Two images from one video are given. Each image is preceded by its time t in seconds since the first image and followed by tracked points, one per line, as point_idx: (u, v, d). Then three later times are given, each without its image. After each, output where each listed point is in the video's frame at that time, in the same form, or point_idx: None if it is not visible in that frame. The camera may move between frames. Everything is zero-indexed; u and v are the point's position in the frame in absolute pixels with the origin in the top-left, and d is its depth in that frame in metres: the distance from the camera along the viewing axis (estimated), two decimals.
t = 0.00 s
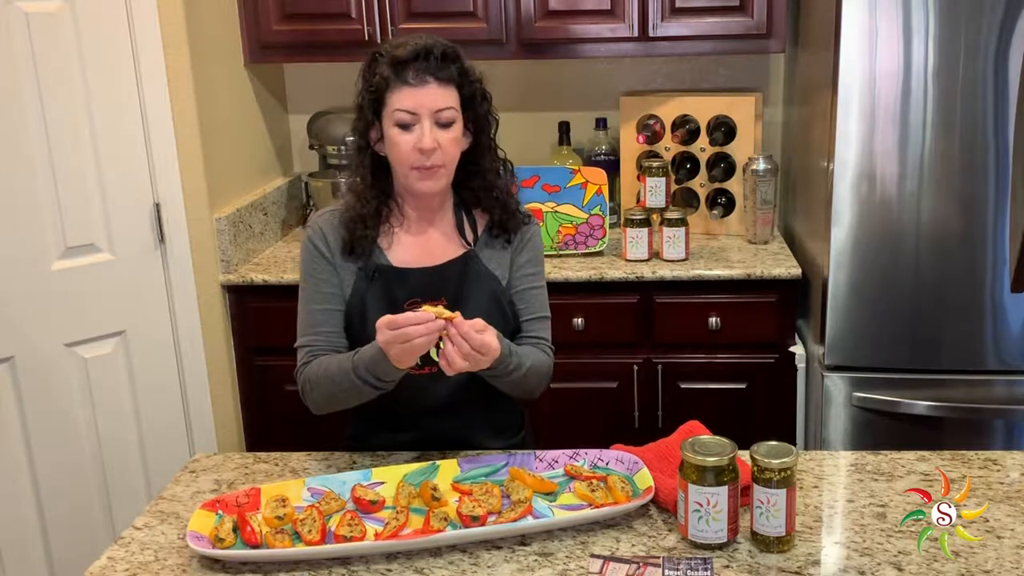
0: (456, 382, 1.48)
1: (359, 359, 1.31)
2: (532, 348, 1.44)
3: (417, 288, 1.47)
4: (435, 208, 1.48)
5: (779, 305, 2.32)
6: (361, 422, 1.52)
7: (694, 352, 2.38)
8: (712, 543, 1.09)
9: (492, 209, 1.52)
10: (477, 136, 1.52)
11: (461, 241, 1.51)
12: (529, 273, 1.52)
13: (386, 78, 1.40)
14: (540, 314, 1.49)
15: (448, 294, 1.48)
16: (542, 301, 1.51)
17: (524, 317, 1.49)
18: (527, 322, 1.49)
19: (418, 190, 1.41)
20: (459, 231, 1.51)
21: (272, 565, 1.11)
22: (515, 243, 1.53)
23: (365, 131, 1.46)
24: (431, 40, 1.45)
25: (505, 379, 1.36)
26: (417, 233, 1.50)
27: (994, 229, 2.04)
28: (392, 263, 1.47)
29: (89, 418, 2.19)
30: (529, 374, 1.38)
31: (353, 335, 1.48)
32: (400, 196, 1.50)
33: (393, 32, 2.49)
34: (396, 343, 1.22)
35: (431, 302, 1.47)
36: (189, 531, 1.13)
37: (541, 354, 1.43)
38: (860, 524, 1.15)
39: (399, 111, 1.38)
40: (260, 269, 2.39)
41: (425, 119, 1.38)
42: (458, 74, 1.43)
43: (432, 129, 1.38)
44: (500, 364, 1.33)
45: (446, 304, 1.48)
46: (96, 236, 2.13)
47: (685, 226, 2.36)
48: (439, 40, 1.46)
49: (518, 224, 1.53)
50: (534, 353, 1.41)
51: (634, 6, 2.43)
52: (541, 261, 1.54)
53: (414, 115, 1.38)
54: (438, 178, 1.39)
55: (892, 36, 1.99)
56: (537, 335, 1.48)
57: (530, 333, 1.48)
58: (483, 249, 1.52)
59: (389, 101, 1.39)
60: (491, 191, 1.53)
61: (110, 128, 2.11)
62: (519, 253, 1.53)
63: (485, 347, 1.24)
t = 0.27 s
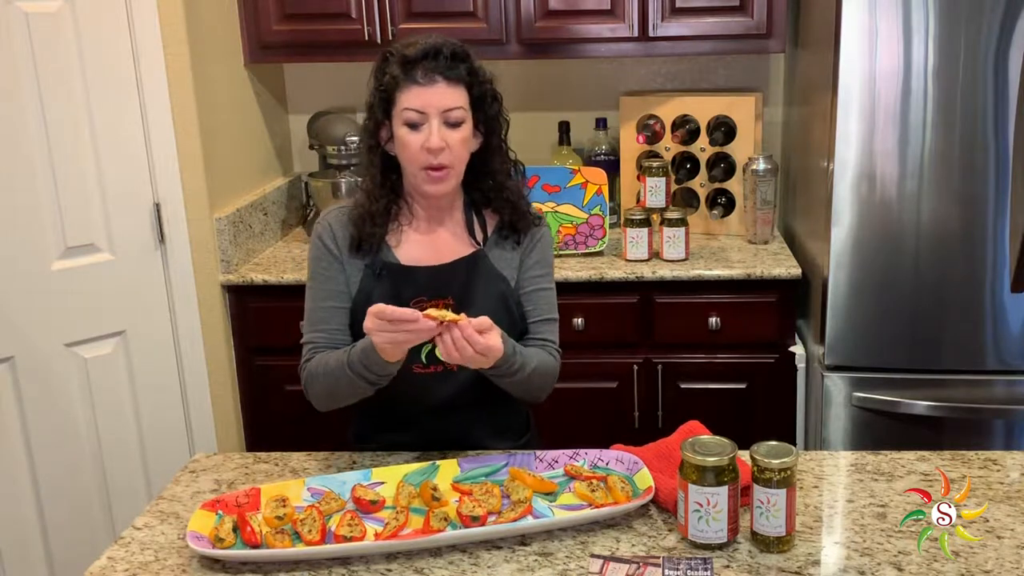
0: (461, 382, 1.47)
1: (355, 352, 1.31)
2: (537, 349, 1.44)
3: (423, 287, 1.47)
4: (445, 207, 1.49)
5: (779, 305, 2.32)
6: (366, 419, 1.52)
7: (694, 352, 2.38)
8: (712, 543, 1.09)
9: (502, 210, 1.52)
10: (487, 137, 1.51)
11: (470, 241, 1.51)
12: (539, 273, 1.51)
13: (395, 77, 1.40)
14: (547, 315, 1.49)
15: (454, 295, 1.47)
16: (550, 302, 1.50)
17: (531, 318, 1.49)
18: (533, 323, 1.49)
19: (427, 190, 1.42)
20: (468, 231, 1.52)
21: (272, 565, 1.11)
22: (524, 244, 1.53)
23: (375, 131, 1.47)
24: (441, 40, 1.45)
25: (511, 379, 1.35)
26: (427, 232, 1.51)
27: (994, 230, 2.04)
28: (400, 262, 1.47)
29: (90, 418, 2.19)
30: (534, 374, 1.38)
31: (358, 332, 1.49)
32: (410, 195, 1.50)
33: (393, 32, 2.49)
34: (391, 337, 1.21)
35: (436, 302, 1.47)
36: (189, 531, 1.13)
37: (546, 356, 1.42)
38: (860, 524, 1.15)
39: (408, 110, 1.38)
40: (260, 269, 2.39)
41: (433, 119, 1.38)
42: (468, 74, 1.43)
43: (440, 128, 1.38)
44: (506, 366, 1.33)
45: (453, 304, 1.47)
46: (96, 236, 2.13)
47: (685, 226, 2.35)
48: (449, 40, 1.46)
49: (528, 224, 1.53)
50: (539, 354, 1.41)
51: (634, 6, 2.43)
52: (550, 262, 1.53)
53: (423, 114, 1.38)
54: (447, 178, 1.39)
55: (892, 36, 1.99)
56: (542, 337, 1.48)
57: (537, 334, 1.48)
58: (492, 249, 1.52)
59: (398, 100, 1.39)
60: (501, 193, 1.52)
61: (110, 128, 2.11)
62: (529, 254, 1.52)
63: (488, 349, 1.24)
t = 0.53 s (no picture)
0: (467, 383, 1.47)
1: (354, 339, 1.30)
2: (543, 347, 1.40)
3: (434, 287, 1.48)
4: (458, 206, 1.50)
5: (779, 305, 2.32)
6: (370, 418, 1.51)
7: (694, 352, 2.38)
8: (712, 543, 1.09)
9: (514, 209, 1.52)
10: (498, 131, 1.51)
11: (479, 243, 1.51)
12: (548, 275, 1.49)
13: (401, 73, 1.41)
14: (554, 316, 1.46)
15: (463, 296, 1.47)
16: (556, 302, 1.47)
17: (536, 317, 1.46)
18: (538, 322, 1.45)
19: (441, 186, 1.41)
20: (479, 233, 1.51)
21: (272, 565, 1.12)
22: (535, 246, 1.51)
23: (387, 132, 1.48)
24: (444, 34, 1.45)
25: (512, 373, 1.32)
26: (440, 233, 1.51)
27: (994, 230, 2.04)
28: (414, 263, 1.49)
29: (90, 418, 2.19)
30: (539, 372, 1.34)
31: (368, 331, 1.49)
32: (423, 197, 1.51)
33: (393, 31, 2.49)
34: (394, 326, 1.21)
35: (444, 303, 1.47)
36: (189, 530, 1.13)
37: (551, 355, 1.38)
38: (860, 524, 1.15)
39: (416, 105, 1.39)
40: (260, 269, 2.39)
41: (441, 111, 1.38)
42: (473, 65, 1.43)
43: (449, 120, 1.38)
44: (510, 359, 1.31)
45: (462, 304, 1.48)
46: (95, 236, 2.13)
47: (685, 226, 2.36)
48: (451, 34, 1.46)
49: (540, 226, 1.52)
50: (545, 351, 1.37)
51: (635, 6, 2.43)
52: (561, 265, 1.51)
53: (431, 108, 1.39)
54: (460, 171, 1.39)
55: (892, 36, 1.99)
56: (548, 337, 1.43)
57: (541, 333, 1.44)
58: (504, 250, 1.51)
59: (406, 96, 1.40)
60: (513, 191, 1.52)
61: (110, 128, 2.11)
62: (540, 256, 1.51)
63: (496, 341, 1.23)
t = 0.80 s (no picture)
0: (469, 387, 1.47)
1: (361, 332, 1.29)
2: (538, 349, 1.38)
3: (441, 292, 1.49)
4: (465, 206, 1.50)
5: (779, 305, 2.32)
6: (371, 417, 1.52)
7: (694, 352, 2.38)
8: (712, 543, 1.09)
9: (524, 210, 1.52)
10: (504, 127, 1.51)
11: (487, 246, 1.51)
12: (553, 278, 1.49)
13: (403, 72, 1.42)
14: (556, 319, 1.44)
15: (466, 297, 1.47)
16: (559, 308, 1.46)
17: (536, 318, 1.44)
18: (537, 323, 1.43)
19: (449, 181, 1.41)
20: (485, 235, 1.51)
21: (272, 565, 1.11)
22: (543, 251, 1.51)
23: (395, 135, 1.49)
24: (443, 30, 1.46)
25: (508, 375, 1.31)
26: (449, 233, 1.52)
27: (994, 230, 2.04)
28: (422, 265, 1.49)
29: (90, 418, 2.19)
30: (535, 374, 1.33)
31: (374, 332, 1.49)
32: (433, 199, 1.52)
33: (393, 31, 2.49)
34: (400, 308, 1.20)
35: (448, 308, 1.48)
36: (189, 531, 1.13)
37: (547, 357, 1.37)
38: (860, 524, 1.15)
39: (418, 102, 1.39)
40: (260, 269, 2.39)
41: (443, 106, 1.38)
42: (473, 58, 1.43)
43: (452, 114, 1.38)
44: (505, 360, 1.29)
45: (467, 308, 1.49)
46: (95, 236, 2.13)
47: (685, 226, 2.36)
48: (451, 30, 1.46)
49: (549, 229, 1.52)
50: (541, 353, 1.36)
51: (634, 6, 2.43)
52: (569, 269, 1.50)
53: (432, 103, 1.39)
54: (466, 163, 1.38)
55: (892, 36, 1.99)
56: (546, 339, 1.41)
57: (542, 335, 1.41)
58: (512, 250, 1.51)
59: (408, 94, 1.40)
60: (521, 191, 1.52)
61: (111, 128, 2.11)
62: (548, 260, 1.50)
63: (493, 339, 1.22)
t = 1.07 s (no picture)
0: (468, 389, 1.47)
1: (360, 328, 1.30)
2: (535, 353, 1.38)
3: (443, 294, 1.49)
4: (468, 207, 1.50)
5: (779, 305, 2.32)
6: (372, 415, 1.52)
7: (694, 352, 2.38)
8: (712, 543, 1.09)
9: (528, 209, 1.52)
10: (506, 125, 1.51)
11: (490, 247, 1.51)
12: (555, 280, 1.48)
13: (403, 73, 1.42)
14: (556, 323, 1.44)
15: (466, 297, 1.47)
16: (559, 311, 1.45)
17: (535, 322, 1.44)
18: (536, 327, 1.43)
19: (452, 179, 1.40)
20: (489, 235, 1.52)
21: (272, 565, 1.11)
22: (546, 253, 1.51)
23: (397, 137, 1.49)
24: (442, 30, 1.45)
25: (504, 379, 1.31)
26: (452, 234, 1.52)
27: (994, 230, 2.04)
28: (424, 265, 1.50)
29: (90, 418, 2.19)
30: (531, 378, 1.33)
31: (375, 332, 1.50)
32: (436, 201, 1.52)
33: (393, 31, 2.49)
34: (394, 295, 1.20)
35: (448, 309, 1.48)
36: (189, 531, 1.13)
37: (545, 361, 1.36)
38: (860, 524, 1.15)
39: (418, 104, 1.39)
40: (260, 269, 2.39)
41: (443, 106, 1.38)
42: (473, 57, 1.43)
43: (453, 114, 1.38)
44: (500, 364, 1.29)
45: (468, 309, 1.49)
46: (95, 236, 2.13)
47: (685, 226, 2.35)
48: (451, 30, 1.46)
49: (552, 232, 1.52)
50: (538, 357, 1.36)
51: (634, 6, 2.43)
52: (571, 272, 1.50)
53: (432, 104, 1.39)
54: (468, 164, 1.38)
55: (892, 36, 1.99)
56: (545, 343, 1.41)
57: (540, 339, 1.41)
58: (516, 251, 1.51)
59: (409, 95, 1.41)
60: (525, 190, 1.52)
61: (111, 128, 2.11)
62: (551, 262, 1.50)
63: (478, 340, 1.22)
